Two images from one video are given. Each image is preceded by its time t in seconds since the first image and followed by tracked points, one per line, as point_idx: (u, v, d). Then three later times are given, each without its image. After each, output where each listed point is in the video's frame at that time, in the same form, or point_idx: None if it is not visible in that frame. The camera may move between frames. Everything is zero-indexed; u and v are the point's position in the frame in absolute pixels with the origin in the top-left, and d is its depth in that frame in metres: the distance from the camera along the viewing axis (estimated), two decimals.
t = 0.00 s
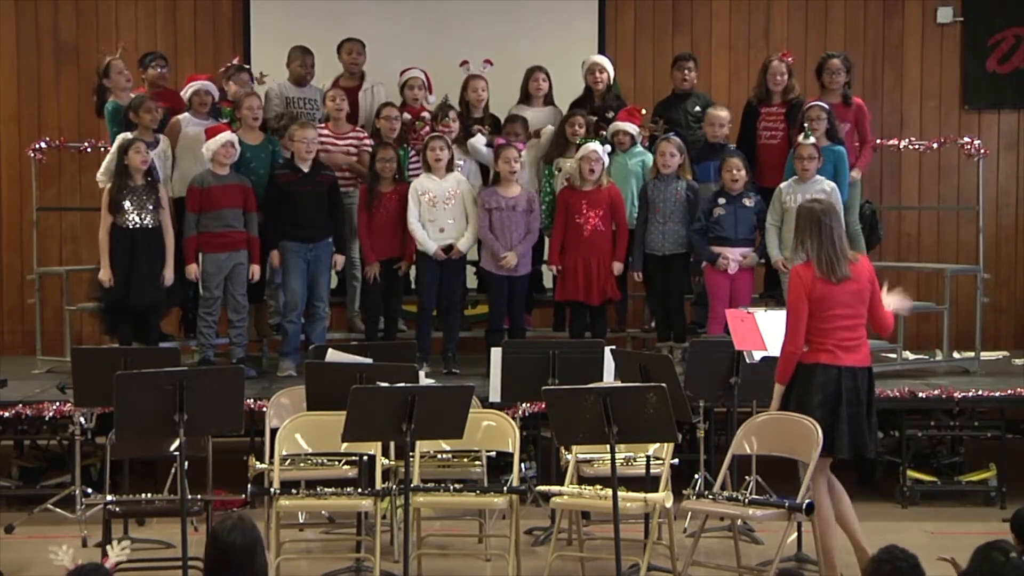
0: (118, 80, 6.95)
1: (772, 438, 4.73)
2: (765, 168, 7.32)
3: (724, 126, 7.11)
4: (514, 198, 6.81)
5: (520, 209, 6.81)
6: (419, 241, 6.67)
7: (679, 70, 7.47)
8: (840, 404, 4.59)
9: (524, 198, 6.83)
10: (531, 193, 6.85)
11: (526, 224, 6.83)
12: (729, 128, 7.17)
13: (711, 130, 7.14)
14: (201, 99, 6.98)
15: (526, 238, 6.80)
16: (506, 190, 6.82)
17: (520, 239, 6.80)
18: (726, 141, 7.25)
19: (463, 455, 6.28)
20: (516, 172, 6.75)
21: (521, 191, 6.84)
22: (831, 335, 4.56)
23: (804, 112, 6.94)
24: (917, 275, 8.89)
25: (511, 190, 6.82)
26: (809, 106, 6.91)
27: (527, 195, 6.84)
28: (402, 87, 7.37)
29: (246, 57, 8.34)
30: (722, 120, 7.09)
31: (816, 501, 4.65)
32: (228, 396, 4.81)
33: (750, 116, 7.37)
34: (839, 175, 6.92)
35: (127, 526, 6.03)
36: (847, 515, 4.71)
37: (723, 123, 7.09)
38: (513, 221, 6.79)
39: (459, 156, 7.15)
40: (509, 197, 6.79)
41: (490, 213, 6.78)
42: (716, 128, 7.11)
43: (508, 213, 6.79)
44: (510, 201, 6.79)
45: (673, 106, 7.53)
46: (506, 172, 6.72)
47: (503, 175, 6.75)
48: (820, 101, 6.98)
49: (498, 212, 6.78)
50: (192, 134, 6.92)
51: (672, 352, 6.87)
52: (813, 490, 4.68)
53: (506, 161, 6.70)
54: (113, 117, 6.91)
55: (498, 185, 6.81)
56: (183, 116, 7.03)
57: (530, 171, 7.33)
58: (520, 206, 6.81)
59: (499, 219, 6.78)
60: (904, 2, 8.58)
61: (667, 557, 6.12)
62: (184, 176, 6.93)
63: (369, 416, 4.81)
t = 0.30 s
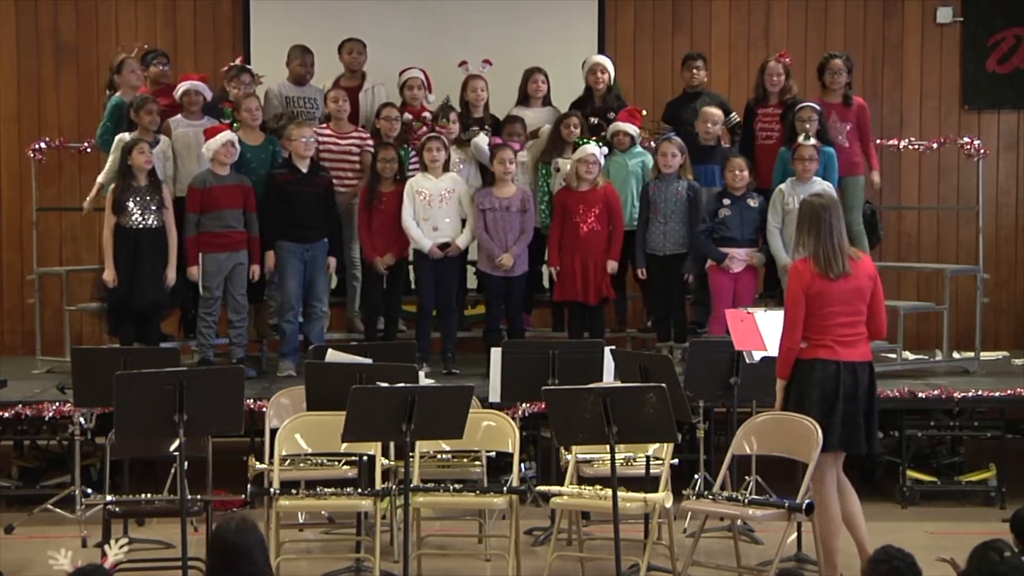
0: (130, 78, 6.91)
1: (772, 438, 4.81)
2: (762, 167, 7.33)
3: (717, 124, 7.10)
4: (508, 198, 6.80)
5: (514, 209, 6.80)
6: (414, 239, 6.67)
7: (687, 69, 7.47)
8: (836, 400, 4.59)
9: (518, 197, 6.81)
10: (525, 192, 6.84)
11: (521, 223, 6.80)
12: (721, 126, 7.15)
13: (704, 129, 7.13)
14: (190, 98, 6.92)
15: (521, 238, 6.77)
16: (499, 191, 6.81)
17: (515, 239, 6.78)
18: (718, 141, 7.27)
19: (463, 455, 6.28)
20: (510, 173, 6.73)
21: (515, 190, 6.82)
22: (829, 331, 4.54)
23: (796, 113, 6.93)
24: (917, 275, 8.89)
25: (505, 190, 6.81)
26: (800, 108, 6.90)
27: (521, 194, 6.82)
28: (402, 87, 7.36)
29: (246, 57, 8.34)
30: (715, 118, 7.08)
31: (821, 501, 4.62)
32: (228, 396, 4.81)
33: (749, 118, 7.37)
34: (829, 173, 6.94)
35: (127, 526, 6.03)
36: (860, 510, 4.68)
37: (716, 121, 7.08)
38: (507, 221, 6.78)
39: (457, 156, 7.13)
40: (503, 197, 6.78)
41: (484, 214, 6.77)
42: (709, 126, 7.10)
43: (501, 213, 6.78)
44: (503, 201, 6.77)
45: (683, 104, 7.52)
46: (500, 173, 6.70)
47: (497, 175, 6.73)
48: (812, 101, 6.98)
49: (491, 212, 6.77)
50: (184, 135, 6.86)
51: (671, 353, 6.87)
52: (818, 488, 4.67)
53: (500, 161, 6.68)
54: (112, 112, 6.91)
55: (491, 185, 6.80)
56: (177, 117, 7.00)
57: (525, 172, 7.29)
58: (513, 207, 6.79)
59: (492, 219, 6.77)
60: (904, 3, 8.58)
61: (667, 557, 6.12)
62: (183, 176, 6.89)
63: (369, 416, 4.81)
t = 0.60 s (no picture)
0: (134, 74, 6.85)
1: (773, 434, 4.76)
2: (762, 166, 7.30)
3: (718, 119, 7.11)
4: (506, 193, 6.81)
5: (513, 205, 6.81)
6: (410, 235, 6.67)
7: (698, 65, 7.49)
8: (837, 394, 4.59)
9: (516, 193, 6.82)
10: (522, 187, 6.85)
11: (520, 219, 6.82)
12: (722, 121, 7.16)
13: (705, 124, 7.14)
14: (186, 95, 6.88)
15: (520, 234, 6.80)
16: (497, 186, 6.81)
17: (514, 235, 6.80)
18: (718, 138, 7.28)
19: (463, 451, 6.30)
20: (507, 168, 6.73)
21: (513, 185, 6.84)
22: (829, 326, 4.55)
23: (788, 110, 6.97)
24: (917, 272, 8.90)
25: (502, 186, 6.82)
26: (794, 104, 6.93)
27: (519, 190, 6.84)
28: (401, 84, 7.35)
29: (246, 55, 8.33)
30: (716, 113, 7.09)
31: (822, 498, 4.63)
32: (228, 392, 4.81)
33: (749, 115, 7.36)
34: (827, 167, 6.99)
35: (127, 522, 6.03)
36: (870, 493, 4.63)
37: (717, 116, 7.09)
38: (507, 217, 6.80)
39: (456, 152, 7.14)
40: (501, 193, 6.79)
41: (483, 209, 6.76)
42: (711, 121, 7.11)
43: (501, 209, 6.79)
44: (502, 197, 6.78)
45: (700, 99, 7.54)
46: (497, 169, 6.70)
47: (494, 171, 6.73)
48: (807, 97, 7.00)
49: (490, 208, 6.77)
50: (184, 132, 6.86)
51: (671, 349, 6.88)
52: (820, 484, 4.66)
53: (497, 157, 6.68)
54: (109, 107, 6.89)
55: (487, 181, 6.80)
56: (174, 114, 6.97)
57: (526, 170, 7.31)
58: (512, 202, 6.81)
59: (492, 215, 6.77)
60: None
61: (667, 552, 6.12)
62: (184, 172, 6.88)
63: (369, 412, 4.81)
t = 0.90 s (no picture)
0: (138, 80, 6.81)
1: (773, 438, 4.84)
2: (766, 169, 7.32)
3: (732, 123, 7.11)
4: (505, 198, 6.79)
5: (513, 209, 6.80)
6: (415, 241, 6.67)
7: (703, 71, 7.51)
8: (842, 402, 4.55)
9: (516, 197, 6.82)
10: (521, 191, 6.85)
11: (519, 223, 6.81)
12: (736, 125, 7.15)
13: (719, 127, 7.15)
14: (191, 99, 6.86)
15: (519, 238, 6.78)
16: (496, 190, 6.80)
17: (514, 239, 6.79)
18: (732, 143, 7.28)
19: (463, 455, 6.30)
20: (506, 173, 6.73)
21: (511, 190, 6.82)
22: (839, 333, 4.52)
23: (790, 114, 7.00)
24: (917, 276, 8.90)
25: (501, 190, 6.81)
26: (795, 108, 6.97)
27: (518, 194, 6.83)
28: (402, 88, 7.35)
29: (246, 57, 8.33)
30: (730, 117, 7.09)
31: (819, 504, 4.64)
32: (228, 397, 4.81)
33: (749, 119, 7.37)
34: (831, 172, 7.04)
35: (127, 526, 6.03)
36: (878, 494, 4.57)
37: (731, 119, 7.08)
38: (507, 221, 6.79)
39: (456, 156, 7.14)
40: (500, 197, 6.78)
41: (483, 214, 6.75)
42: (725, 125, 7.11)
43: (501, 213, 6.78)
44: (502, 201, 6.77)
45: (704, 105, 7.53)
46: (496, 173, 6.70)
47: (493, 176, 6.73)
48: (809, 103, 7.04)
49: (490, 212, 6.76)
50: (187, 135, 6.86)
51: (672, 354, 6.88)
52: (818, 487, 4.66)
53: (496, 162, 6.68)
54: (111, 112, 6.86)
55: (485, 185, 6.80)
56: (177, 117, 6.96)
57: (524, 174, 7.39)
58: (513, 206, 6.79)
59: (492, 220, 6.76)
60: (904, 4, 8.58)
61: (667, 557, 6.13)
62: (183, 176, 6.88)
63: (369, 418, 4.81)
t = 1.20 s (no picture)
0: (140, 86, 6.74)
1: (780, 445, 5.23)
2: (775, 175, 7.23)
3: (747, 129, 6.99)
4: (509, 206, 6.70)
5: (517, 216, 6.71)
6: (413, 258, 6.60)
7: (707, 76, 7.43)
8: (879, 405, 4.44)
9: (520, 204, 6.74)
10: (524, 199, 6.77)
11: (523, 230, 6.73)
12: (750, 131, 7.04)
13: (733, 133, 7.02)
14: (195, 104, 6.76)
15: (523, 247, 6.70)
16: (499, 199, 6.71)
17: (518, 247, 6.70)
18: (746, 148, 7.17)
19: (466, 465, 6.22)
20: (510, 181, 6.66)
21: (516, 198, 6.74)
22: (870, 337, 4.44)
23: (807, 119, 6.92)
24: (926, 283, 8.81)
25: (505, 198, 6.71)
26: (812, 114, 6.88)
27: (521, 202, 6.75)
28: (404, 94, 7.29)
29: (247, 61, 8.26)
30: (744, 122, 6.98)
31: (850, 511, 4.55)
32: (229, 405, 4.74)
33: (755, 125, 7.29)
34: (840, 181, 6.93)
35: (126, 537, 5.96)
36: (911, 502, 4.53)
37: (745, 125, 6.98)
38: (511, 229, 6.69)
39: (461, 162, 7.07)
40: (506, 204, 6.69)
41: (486, 222, 6.66)
42: (740, 131, 6.98)
43: (506, 221, 6.68)
44: (507, 209, 6.68)
45: (706, 112, 7.46)
46: (500, 182, 6.63)
47: (497, 185, 6.66)
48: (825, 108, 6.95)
49: (494, 220, 6.66)
50: (190, 140, 6.76)
51: (678, 362, 6.82)
52: (850, 494, 4.57)
53: (501, 170, 6.61)
54: (111, 119, 6.76)
55: (490, 192, 6.71)
56: (181, 121, 6.88)
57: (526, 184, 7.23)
58: (517, 214, 6.71)
59: (495, 228, 6.66)
60: (913, 8, 8.51)
61: (673, 568, 6.04)
62: (182, 181, 6.79)
63: (373, 425, 4.75)
